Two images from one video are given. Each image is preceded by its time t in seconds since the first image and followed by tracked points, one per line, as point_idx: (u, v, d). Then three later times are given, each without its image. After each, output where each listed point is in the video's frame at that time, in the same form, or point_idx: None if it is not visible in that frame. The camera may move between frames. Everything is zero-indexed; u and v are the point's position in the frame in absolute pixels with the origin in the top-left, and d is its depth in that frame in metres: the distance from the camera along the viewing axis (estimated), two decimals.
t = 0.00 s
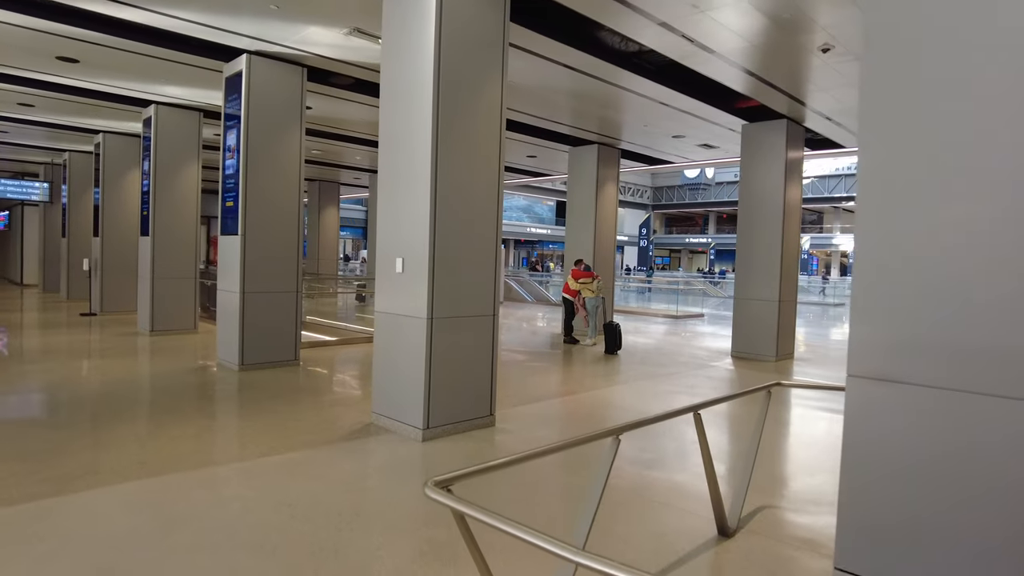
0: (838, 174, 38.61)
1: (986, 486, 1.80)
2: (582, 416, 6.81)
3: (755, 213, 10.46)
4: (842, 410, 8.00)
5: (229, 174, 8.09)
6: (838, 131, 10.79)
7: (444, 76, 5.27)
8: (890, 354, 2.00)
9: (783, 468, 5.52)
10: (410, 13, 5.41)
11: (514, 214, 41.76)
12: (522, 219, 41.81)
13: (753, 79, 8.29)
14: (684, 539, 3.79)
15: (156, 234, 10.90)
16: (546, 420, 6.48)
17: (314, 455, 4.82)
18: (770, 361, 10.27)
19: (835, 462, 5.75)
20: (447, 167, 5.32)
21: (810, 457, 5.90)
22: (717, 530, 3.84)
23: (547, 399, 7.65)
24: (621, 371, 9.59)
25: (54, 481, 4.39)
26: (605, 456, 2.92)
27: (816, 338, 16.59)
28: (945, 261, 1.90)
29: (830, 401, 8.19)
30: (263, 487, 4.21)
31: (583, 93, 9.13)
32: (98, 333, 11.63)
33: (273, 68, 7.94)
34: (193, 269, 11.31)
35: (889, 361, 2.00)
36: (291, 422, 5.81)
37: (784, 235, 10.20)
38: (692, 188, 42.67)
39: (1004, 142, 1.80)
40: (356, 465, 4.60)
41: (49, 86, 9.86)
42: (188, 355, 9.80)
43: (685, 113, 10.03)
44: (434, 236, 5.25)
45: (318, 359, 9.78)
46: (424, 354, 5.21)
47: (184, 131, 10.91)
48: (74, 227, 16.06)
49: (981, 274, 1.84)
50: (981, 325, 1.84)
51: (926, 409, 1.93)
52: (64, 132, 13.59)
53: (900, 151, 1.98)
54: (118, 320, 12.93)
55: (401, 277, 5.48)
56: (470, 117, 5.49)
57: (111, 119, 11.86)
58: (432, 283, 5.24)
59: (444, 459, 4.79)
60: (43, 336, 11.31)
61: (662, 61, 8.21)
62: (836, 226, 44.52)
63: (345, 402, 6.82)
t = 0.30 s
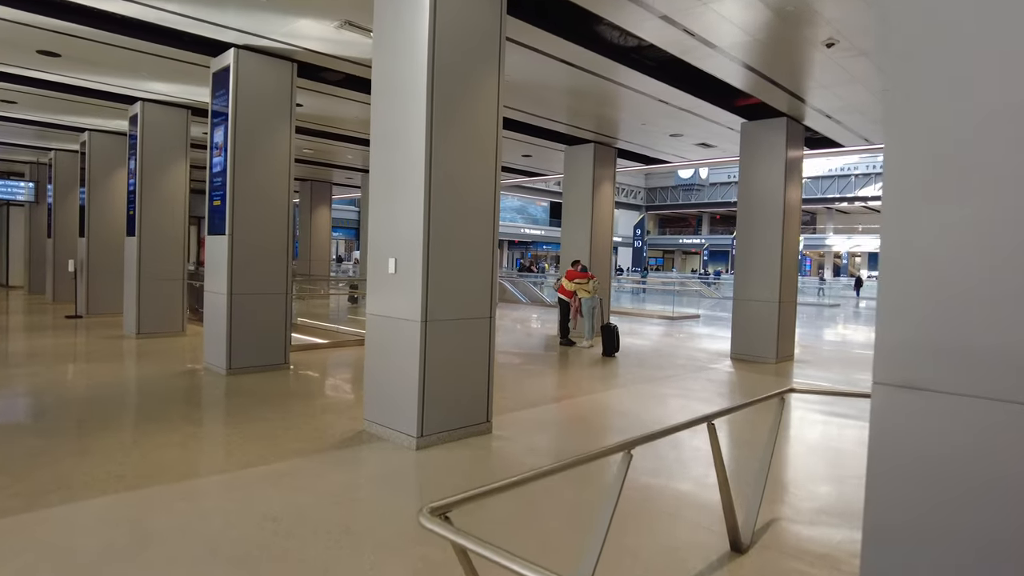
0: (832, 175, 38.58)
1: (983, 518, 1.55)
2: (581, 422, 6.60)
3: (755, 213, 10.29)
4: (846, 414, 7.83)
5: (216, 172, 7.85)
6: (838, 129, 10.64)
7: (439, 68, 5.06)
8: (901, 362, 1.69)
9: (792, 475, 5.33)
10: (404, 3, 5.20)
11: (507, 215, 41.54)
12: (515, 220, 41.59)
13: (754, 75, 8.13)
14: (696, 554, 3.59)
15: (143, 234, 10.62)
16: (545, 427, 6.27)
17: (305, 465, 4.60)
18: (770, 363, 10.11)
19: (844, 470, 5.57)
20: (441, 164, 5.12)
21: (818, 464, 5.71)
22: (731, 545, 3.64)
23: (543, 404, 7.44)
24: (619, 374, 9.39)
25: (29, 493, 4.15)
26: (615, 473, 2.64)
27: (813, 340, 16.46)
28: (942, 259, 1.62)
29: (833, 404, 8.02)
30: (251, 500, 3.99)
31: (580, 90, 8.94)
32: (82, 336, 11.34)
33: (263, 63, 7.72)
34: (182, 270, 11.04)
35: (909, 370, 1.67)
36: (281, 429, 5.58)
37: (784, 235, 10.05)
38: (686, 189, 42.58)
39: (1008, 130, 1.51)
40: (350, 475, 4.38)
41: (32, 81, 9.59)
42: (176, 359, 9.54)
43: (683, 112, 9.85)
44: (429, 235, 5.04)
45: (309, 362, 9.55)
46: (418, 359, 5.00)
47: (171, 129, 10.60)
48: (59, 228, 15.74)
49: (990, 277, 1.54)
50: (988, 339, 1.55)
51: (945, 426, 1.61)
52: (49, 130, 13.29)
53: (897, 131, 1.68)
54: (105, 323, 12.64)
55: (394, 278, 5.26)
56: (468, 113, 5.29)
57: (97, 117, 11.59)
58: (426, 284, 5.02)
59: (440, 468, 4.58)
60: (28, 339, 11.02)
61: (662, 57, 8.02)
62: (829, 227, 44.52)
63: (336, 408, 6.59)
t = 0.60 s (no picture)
0: (827, 176, 38.49)
1: (999, 526, 1.64)
2: (580, 430, 6.35)
3: (756, 213, 10.08)
4: (850, 420, 7.62)
5: (200, 170, 7.57)
6: (839, 128, 10.45)
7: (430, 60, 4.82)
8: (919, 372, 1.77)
9: (800, 486, 5.09)
10: None
11: (502, 216, 41.28)
12: (510, 221, 41.33)
13: (755, 72, 7.92)
14: None
15: (127, 235, 10.31)
16: (543, 435, 6.03)
17: (289, 479, 4.34)
18: (771, 366, 9.90)
19: (853, 479, 5.34)
20: (434, 160, 4.89)
21: (826, 474, 5.48)
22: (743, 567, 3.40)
23: (540, 410, 7.19)
24: (617, 379, 9.15)
25: None
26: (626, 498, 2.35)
27: (811, 342, 16.25)
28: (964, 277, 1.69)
29: (836, 409, 7.81)
30: (235, 513, 3.75)
31: (577, 87, 8.71)
32: (66, 340, 11.02)
33: (249, 57, 7.45)
34: (168, 272, 10.74)
35: (930, 378, 1.75)
36: (266, 439, 5.31)
37: (785, 236, 9.84)
38: (681, 190, 42.43)
39: (1007, 148, 1.62)
40: (338, 488, 4.14)
41: (12, 77, 9.29)
42: (160, 364, 9.25)
43: (682, 110, 9.64)
44: (420, 235, 4.80)
45: (298, 367, 9.27)
46: (409, 365, 4.75)
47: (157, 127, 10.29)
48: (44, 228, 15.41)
49: (988, 291, 1.65)
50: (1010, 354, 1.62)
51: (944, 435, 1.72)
52: (32, 129, 12.97)
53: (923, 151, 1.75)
54: (89, 326, 12.33)
55: (384, 280, 5.02)
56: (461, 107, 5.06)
57: (81, 114, 11.28)
58: (417, 286, 4.78)
59: (435, 481, 4.34)
60: (9, 343, 10.71)
61: (661, 53, 7.81)
62: (823, 228, 44.42)
63: (324, 416, 6.33)
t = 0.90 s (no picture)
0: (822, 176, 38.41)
1: None
2: (580, 436, 6.13)
3: (757, 212, 9.89)
4: (854, 423, 7.42)
5: (187, 167, 7.32)
6: (839, 125, 10.29)
7: (424, 48, 4.59)
8: (964, 380, 1.65)
9: (807, 493, 4.90)
10: None
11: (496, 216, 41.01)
12: (505, 221, 41.08)
13: (758, 66, 7.73)
14: None
15: (113, 234, 9.98)
16: (542, 441, 5.81)
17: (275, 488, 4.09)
18: (772, 368, 9.71)
19: (865, 486, 5.16)
20: (429, 155, 4.66)
21: (837, 480, 5.29)
22: None
23: (537, 415, 6.96)
24: (616, 381, 8.93)
25: None
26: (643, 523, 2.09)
27: (810, 343, 16.07)
28: None
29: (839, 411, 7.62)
30: (219, 526, 3.52)
31: (576, 82, 8.48)
32: (49, 342, 10.71)
33: (237, 50, 7.20)
34: (155, 273, 10.46)
35: (981, 388, 1.63)
36: (253, 446, 5.05)
37: (786, 236, 9.65)
38: (676, 190, 42.27)
39: None
40: (330, 500, 3.92)
41: None
42: (146, 367, 8.97)
43: (682, 106, 9.44)
44: (414, 233, 4.57)
45: (289, 369, 9.00)
46: (403, 369, 4.52)
47: (144, 123, 9.97)
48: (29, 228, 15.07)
49: (983, 279, 1.62)
50: None
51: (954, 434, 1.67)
52: (16, 125, 12.64)
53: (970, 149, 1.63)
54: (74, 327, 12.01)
55: (376, 280, 4.78)
56: (457, 99, 4.83)
57: (65, 110, 10.97)
58: (411, 287, 4.56)
59: (431, 492, 4.12)
60: None
61: (662, 46, 7.60)
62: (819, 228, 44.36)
63: (314, 422, 6.07)
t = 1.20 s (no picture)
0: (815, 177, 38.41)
1: None
2: (580, 441, 5.91)
3: (757, 210, 9.71)
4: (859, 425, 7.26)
5: (172, 162, 7.04)
6: (839, 123, 10.15)
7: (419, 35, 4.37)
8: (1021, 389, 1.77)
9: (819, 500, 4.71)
10: None
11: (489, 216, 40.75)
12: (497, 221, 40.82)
13: (762, 60, 7.54)
14: None
15: (96, 232, 9.67)
16: (541, 447, 5.58)
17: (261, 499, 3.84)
18: (773, 369, 9.54)
19: (876, 493, 4.97)
20: (424, 146, 4.43)
21: (848, 487, 5.10)
22: None
23: (534, 419, 6.74)
24: (614, 384, 8.73)
25: None
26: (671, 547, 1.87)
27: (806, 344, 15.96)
28: None
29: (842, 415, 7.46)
30: (201, 540, 3.27)
31: (575, 76, 8.26)
32: (29, 344, 10.37)
33: (225, 41, 6.95)
34: (140, 272, 10.16)
35: None
36: (237, 453, 4.80)
37: (788, 236, 9.48)
38: (669, 191, 42.15)
39: None
40: (321, 512, 3.68)
41: None
42: (130, 369, 8.67)
43: (682, 103, 9.25)
44: (408, 231, 4.34)
45: (279, 372, 8.74)
46: (396, 372, 4.28)
47: (128, 118, 9.68)
48: (11, 227, 14.69)
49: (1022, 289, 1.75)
50: None
51: (998, 437, 1.79)
52: None
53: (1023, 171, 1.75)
54: (56, 329, 11.67)
55: (368, 278, 4.54)
56: (453, 90, 4.61)
57: (47, 104, 10.64)
58: (405, 287, 4.32)
59: (427, 502, 3.90)
60: None
61: (664, 38, 7.40)
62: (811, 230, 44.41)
63: (303, 427, 5.82)
